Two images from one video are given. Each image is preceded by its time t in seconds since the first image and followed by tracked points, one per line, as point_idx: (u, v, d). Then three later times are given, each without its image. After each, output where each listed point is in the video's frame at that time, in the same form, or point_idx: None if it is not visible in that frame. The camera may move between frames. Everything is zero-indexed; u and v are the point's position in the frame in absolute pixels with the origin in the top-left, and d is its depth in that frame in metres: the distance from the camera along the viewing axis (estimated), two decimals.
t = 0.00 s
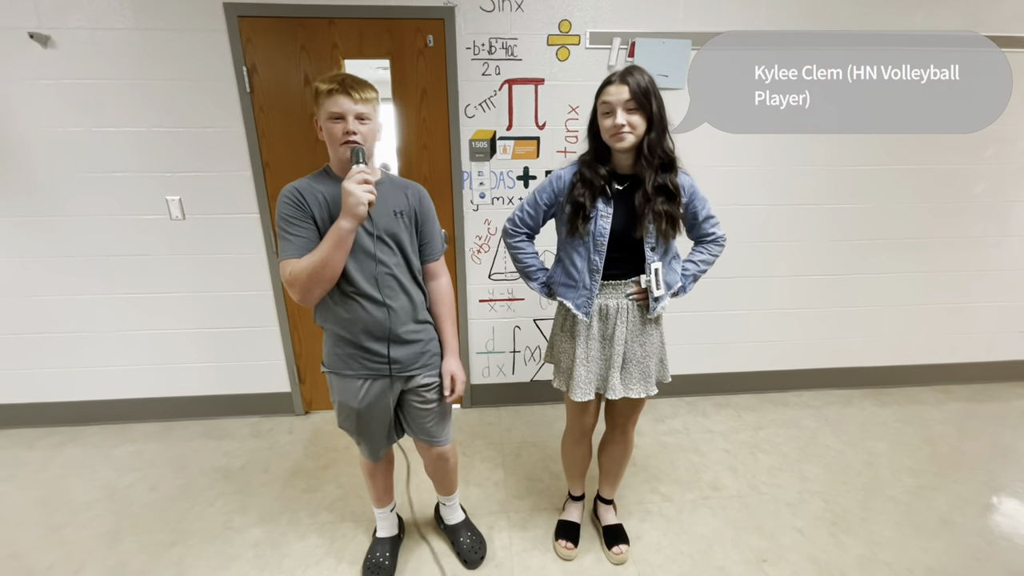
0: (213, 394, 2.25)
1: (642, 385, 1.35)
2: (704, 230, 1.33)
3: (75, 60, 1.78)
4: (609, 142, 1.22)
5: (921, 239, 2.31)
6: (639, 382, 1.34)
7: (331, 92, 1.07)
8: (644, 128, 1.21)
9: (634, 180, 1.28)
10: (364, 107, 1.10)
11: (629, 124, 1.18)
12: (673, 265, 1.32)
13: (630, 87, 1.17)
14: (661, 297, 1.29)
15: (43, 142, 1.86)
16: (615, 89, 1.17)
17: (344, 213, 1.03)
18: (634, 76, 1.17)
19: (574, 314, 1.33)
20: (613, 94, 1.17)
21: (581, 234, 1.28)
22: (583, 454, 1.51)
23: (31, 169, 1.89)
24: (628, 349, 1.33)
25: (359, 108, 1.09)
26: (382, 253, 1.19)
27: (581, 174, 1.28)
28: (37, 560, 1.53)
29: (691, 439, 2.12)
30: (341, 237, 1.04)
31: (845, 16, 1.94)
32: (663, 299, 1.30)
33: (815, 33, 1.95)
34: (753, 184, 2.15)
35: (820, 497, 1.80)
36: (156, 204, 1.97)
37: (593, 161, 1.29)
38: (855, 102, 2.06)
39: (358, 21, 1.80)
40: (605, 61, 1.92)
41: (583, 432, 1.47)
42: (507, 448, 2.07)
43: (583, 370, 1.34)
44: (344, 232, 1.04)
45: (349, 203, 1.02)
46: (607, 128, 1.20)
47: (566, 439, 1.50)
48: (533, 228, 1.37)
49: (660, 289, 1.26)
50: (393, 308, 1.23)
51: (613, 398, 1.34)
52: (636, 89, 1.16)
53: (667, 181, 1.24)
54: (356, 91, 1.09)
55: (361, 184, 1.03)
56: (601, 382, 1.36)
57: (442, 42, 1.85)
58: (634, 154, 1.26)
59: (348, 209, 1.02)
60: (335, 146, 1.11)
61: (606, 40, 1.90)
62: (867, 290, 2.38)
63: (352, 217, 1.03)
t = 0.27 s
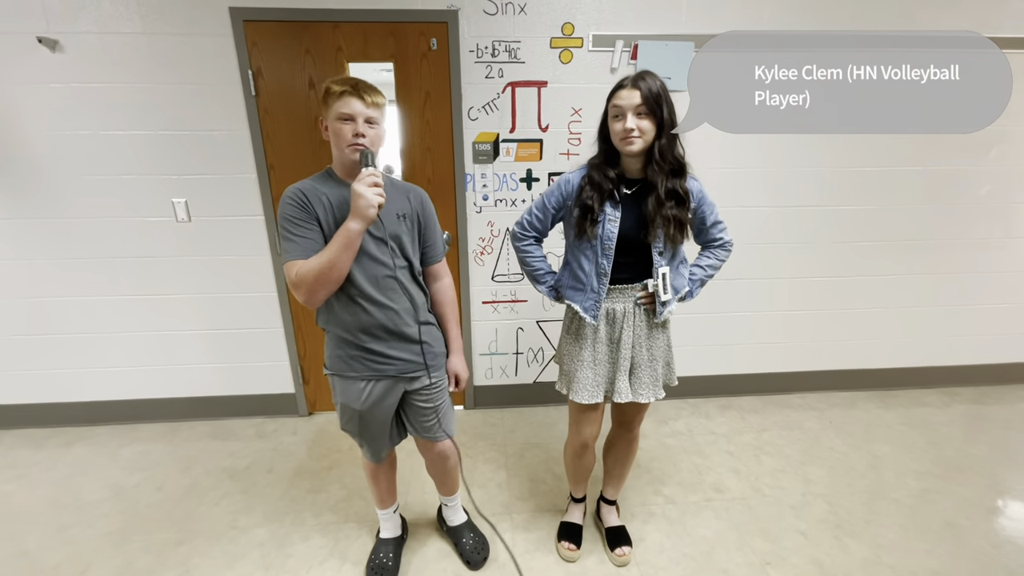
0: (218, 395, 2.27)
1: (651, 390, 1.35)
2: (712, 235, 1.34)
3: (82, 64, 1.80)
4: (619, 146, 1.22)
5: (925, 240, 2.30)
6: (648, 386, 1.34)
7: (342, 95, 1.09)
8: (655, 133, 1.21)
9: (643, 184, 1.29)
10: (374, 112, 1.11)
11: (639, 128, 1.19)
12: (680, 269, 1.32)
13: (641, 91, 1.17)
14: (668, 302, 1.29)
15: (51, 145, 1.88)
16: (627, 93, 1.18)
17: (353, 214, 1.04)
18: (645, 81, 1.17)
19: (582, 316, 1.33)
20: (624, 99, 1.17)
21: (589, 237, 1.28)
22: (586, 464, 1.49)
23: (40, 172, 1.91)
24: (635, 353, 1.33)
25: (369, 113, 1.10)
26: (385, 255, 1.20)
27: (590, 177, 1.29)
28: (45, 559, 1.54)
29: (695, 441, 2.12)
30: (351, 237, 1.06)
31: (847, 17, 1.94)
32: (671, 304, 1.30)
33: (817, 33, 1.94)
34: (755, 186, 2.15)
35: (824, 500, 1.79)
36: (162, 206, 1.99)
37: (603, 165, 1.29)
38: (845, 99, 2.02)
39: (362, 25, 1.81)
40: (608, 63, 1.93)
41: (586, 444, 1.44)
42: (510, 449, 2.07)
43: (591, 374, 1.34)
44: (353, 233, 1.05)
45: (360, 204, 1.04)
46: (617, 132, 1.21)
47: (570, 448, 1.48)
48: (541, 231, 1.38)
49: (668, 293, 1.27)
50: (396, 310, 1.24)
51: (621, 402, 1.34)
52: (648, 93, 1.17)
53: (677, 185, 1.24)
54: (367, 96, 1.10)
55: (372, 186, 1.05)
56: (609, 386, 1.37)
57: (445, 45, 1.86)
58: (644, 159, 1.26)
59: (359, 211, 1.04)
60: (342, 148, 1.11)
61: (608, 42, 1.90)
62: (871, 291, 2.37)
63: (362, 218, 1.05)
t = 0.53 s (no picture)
0: (220, 395, 2.28)
1: (655, 392, 1.34)
2: (720, 236, 1.32)
3: (87, 65, 1.81)
4: (624, 147, 1.22)
5: (930, 241, 2.29)
6: (652, 389, 1.34)
7: (358, 95, 1.09)
8: (660, 134, 1.21)
9: (649, 184, 1.28)
10: (388, 114, 1.12)
11: (644, 129, 1.18)
12: (687, 271, 1.31)
13: (646, 92, 1.16)
14: (673, 303, 1.28)
15: (56, 146, 1.89)
16: (632, 94, 1.17)
17: (370, 211, 1.06)
18: (651, 81, 1.17)
19: (586, 317, 1.33)
20: (630, 99, 1.17)
21: (594, 237, 1.28)
22: (587, 466, 1.47)
23: (44, 172, 1.92)
24: (640, 355, 1.33)
25: (384, 114, 1.11)
26: (395, 255, 1.20)
27: (595, 178, 1.29)
28: (48, 558, 1.55)
29: (697, 443, 2.11)
30: (367, 234, 1.07)
31: (849, 17, 1.93)
32: (676, 305, 1.29)
33: (820, 33, 1.93)
34: (757, 186, 2.14)
35: (827, 502, 1.78)
36: (166, 207, 1.99)
37: (608, 165, 1.29)
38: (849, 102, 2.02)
39: (365, 25, 1.82)
40: (611, 63, 1.93)
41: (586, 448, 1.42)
42: (512, 450, 2.07)
43: (595, 375, 1.34)
44: (369, 230, 1.07)
45: (377, 202, 1.05)
46: (622, 133, 1.20)
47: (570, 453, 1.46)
48: (547, 232, 1.38)
49: (673, 294, 1.26)
50: (405, 309, 1.24)
51: (624, 404, 1.34)
52: (653, 94, 1.16)
53: (683, 187, 1.24)
54: (382, 98, 1.11)
55: (387, 184, 1.07)
56: (613, 388, 1.36)
57: (448, 45, 1.86)
58: (650, 160, 1.26)
59: (376, 207, 1.05)
60: (358, 148, 1.11)
61: (611, 42, 1.90)
62: (876, 292, 2.36)
63: (379, 215, 1.06)
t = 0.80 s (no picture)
0: (223, 395, 2.28)
1: (659, 393, 1.34)
2: (726, 236, 1.31)
3: (90, 66, 1.81)
4: (627, 147, 1.21)
5: (935, 242, 2.27)
6: (656, 390, 1.33)
7: (383, 96, 1.11)
8: (664, 134, 1.20)
9: (652, 185, 1.27)
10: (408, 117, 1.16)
11: (647, 130, 1.17)
12: (692, 272, 1.30)
13: (649, 93, 1.16)
14: (678, 304, 1.27)
15: (59, 147, 1.89)
16: (635, 94, 1.17)
17: (393, 207, 1.08)
18: (653, 82, 1.16)
19: (590, 318, 1.32)
20: (632, 100, 1.17)
21: (597, 238, 1.27)
22: (589, 469, 1.46)
23: (48, 172, 1.92)
24: (645, 356, 1.32)
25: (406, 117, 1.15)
26: (408, 254, 1.20)
27: (598, 179, 1.28)
28: (51, 558, 1.55)
29: (701, 444, 2.10)
30: (391, 231, 1.08)
31: (854, 16, 1.92)
32: (680, 306, 1.28)
33: (824, 32, 1.92)
34: (761, 187, 2.13)
35: (832, 504, 1.77)
36: (169, 207, 2.00)
37: (611, 166, 1.29)
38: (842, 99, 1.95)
39: (368, 26, 1.82)
40: (614, 63, 1.92)
41: (590, 450, 1.41)
42: (514, 452, 2.06)
43: (598, 376, 1.33)
44: (392, 226, 1.08)
45: (401, 199, 1.07)
46: (625, 134, 1.20)
47: (573, 456, 1.45)
48: (550, 233, 1.38)
49: (677, 295, 1.25)
50: (418, 309, 1.24)
51: (629, 405, 1.33)
52: (656, 94, 1.16)
53: (687, 187, 1.23)
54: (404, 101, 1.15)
55: (410, 181, 1.10)
56: (618, 389, 1.36)
57: (451, 45, 1.85)
58: (653, 161, 1.25)
59: (400, 204, 1.07)
60: (381, 148, 1.11)
61: (614, 42, 1.89)
62: (881, 293, 2.34)
63: (402, 211, 1.08)
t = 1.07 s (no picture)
0: (226, 396, 2.28)
1: (660, 396, 1.33)
2: (727, 237, 1.31)
3: (94, 68, 1.82)
4: (627, 149, 1.21)
5: (940, 244, 2.26)
6: (657, 393, 1.32)
7: (405, 99, 1.15)
8: (663, 135, 1.20)
9: (652, 186, 1.27)
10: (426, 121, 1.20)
11: (646, 131, 1.17)
12: (693, 273, 1.30)
13: (648, 94, 1.15)
14: (679, 306, 1.27)
15: (63, 148, 1.90)
16: (634, 96, 1.16)
17: (434, 202, 1.11)
18: (653, 83, 1.16)
19: (592, 320, 1.32)
20: (631, 102, 1.16)
21: (598, 240, 1.27)
22: (591, 472, 1.46)
23: (52, 174, 1.93)
24: (646, 358, 1.31)
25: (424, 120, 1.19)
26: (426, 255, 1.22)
27: (599, 181, 1.28)
28: (53, 559, 1.55)
29: (704, 447, 2.09)
30: (432, 224, 1.11)
31: (858, 18, 1.92)
32: (682, 308, 1.28)
33: (828, 34, 1.92)
34: (764, 188, 2.13)
35: (836, 508, 1.76)
36: (172, 208, 2.00)
37: (611, 168, 1.28)
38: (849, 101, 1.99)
39: (370, 27, 1.82)
40: (617, 65, 1.92)
41: (591, 452, 1.41)
42: (516, 454, 2.06)
43: (599, 378, 1.33)
44: (433, 219, 1.11)
45: (444, 193, 1.11)
46: (624, 135, 1.19)
47: (575, 458, 1.45)
48: (551, 235, 1.37)
49: (679, 296, 1.24)
50: (436, 310, 1.26)
51: (629, 407, 1.33)
52: (655, 96, 1.15)
53: (688, 188, 1.22)
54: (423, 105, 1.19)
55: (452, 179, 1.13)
56: (619, 391, 1.35)
57: (453, 47, 1.85)
58: (653, 162, 1.25)
59: (441, 199, 1.11)
60: (405, 147, 1.15)
61: (617, 44, 1.89)
62: (884, 295, 2.33)
63: (443, 207, 1.12)
